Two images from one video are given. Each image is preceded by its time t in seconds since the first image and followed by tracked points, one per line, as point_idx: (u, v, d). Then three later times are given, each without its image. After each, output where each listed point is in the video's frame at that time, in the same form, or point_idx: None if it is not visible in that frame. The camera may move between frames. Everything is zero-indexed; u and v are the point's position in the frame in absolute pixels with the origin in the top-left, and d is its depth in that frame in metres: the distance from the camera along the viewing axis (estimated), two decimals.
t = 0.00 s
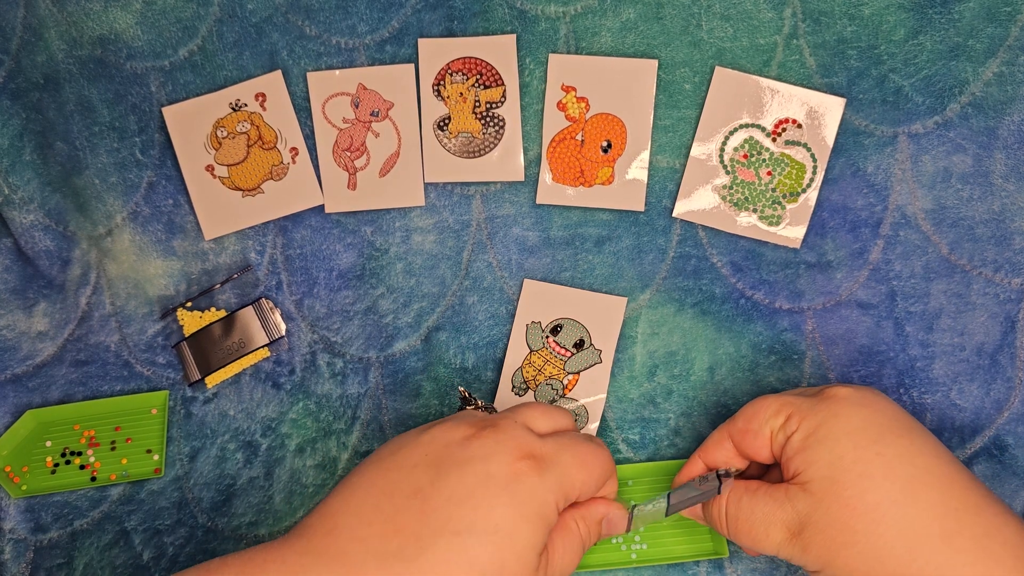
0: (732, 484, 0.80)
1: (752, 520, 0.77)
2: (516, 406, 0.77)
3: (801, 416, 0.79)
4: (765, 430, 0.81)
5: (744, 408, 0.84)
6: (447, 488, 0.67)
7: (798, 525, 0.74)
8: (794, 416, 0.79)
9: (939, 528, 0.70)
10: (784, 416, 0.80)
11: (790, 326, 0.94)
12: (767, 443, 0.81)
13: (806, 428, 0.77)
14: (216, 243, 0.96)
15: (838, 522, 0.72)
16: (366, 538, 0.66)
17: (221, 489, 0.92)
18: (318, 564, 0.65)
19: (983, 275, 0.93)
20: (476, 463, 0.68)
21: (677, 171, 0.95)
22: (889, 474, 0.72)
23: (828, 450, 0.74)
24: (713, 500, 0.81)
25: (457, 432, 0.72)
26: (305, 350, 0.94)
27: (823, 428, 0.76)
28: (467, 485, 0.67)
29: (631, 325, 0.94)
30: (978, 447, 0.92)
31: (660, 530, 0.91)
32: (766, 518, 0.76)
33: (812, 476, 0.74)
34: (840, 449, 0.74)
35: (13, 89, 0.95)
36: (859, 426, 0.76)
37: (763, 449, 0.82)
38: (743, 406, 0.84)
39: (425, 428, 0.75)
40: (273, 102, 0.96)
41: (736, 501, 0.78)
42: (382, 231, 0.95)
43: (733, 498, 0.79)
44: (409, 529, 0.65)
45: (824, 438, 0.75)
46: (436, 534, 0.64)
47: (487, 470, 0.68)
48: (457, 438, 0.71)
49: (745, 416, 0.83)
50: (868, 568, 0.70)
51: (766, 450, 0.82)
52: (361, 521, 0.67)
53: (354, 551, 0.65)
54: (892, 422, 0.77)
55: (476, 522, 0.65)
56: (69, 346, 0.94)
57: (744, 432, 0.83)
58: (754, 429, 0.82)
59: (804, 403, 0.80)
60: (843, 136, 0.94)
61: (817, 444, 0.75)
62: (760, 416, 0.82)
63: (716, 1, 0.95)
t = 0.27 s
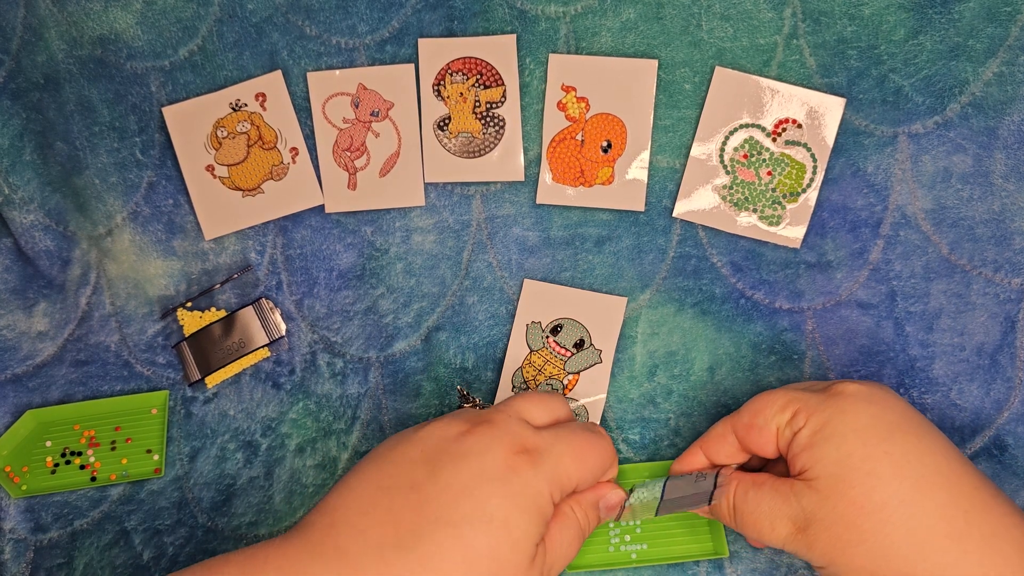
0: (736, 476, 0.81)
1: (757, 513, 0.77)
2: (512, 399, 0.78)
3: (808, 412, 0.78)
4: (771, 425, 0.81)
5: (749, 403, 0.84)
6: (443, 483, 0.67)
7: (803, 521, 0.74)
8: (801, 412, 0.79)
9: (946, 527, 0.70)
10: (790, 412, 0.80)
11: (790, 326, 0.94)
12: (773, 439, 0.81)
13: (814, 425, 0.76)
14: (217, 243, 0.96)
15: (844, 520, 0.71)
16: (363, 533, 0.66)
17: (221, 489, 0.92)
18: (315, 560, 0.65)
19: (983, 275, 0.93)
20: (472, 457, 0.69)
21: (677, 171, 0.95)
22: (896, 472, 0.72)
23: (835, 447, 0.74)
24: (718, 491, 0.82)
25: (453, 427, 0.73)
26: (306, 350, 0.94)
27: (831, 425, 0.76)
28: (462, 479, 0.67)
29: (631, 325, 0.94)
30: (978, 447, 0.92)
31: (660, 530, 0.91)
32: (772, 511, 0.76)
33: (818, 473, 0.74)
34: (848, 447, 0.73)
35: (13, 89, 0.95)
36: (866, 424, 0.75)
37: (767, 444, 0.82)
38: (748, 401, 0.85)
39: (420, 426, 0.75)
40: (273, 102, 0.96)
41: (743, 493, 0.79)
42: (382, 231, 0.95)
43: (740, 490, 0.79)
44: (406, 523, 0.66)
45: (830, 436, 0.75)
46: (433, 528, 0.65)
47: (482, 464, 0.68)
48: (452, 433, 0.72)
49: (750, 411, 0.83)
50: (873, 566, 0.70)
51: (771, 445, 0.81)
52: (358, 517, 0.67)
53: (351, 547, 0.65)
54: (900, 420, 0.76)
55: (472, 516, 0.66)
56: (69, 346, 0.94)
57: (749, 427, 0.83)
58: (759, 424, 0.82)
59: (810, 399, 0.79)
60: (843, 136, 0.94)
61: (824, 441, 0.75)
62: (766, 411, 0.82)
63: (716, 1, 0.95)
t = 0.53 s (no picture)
0: (741, 474, 0.80)
1: (763, 512, 0.77)
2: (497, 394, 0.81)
3: (809, 416, 0.78)
4: (772, 429, 0.81)
5: (750, 404, 0.84)
6: (424, 461, 0.70)
7: (808, 522, 0.74)
8: (803, 416, 0.79)
9: (951, 532, 0.70)
10: (792, 416, 0.80)
11: (790, 326, 0.94)
12: (773, 440, 0.81)
13: (814, 432, 0.77)
14: (216, 243, 0.96)
15: (849, 523, 0.71)
16: (350, 514, 0.69)
17: (221, 489, 0.92)
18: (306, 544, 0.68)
19: (983, 275, 0.93)
20: (451, 436, 0.72)
21: (676, 172, 0.95)
22: (901, 477, 0.72)
23: (839, 451, 0.74)
24: (722, 489, 0.81)
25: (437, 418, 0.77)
26: (305, 350, 0.94)
27: (834, 430, 0.76)
28: (443, 455, 0.70)
29: (631, 325, 0.94)
30: (978, 447, 0.92)
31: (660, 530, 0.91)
32: (776, 509, 0.76)
33: (822, 476, 0.74)
34: (851, 451, 0.74)
35: (13, 89, 0.95)
36: (868, 429, 0.75)
37: (767, 445, 0.81)
38: (748, 402, 0.84)
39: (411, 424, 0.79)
40: (273, 102, 0.96)
41: (749, 492, 0.78)
42: (382, 231, 0.95)
43: (746, 488, 0.78)
44: (390, 501, 0.68)
45: (832, 440, 0.75)
46: (416, 501, 0.67)
47: (462, 439, 0.71)
48: (435, 422, 0.76)
49: (750, 413, 0.83)
50: (878, 571, 0.70)
51: (771, 447, 0.81)
52: (346, 502, 0.70)
53: (340, 529, 0.68)
54: (902, 424, 0.76)
55: (452, 486, 0.68)
56: (69, 346, 0.94)
57: (750, 429, 0.83)
58: (759, 426, 0.82)
59: (810, 402, 0.79)
60: (843, 136, 0.94)
61: (829, 446, 0.75)
62: (768, 414, 0.81)
63: (716, 1, 0.95)
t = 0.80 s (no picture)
0: (752, 474, 0.79)
1: (775, 511, 0.76)
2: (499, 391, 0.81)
3: (820, 417, 0.78)
4: (780, 430, 0.80)
5: (758, 405, 0.84)
6: (424, 459, 0.70)
7: (820, 520, 0.73)
8: (813, 417, 0.79)
9: (965, 529, 0.70)
10: (801, 417, 0.80)
11: (790, 326, 0.94)
12: (782, 441, 0.80)
13: (826, 430, 0.77)
14: (217, 243, 0.96)
15: (862, 520, 0.71)
16: (350, 513, 0.69)
17: (221, 489, 0.92)
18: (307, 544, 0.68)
19: (983, 275, 0.93)
20: (451, 433, 0.72)
21: (676, 172, 0.95)
22: (913, 475, 0.72)
23: (850, 450, 0.74)
24: (733, 488, 0.80)
25: (438, 415, 0.76)
26: (305, 350, 0.94)
27: (845, 429, 0.76)
28: (442, 453, 0.70)
29: (631, 325, 0.94)
30: (978, 447, 0.92)
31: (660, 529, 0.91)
32: (789, 508, 0.75)
33: (835, 475, 0.74)
34: (863, 450, 0.74)
35: (13, 89, 0.95)
36: (879, 428, 0.75)
37: (776, 446, 0.81)
38: (756, 403, 0.84)
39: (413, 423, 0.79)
40: (273, 102, 0.96)
41: (762, 492, 0.78)
42: (382, 231, 0.95)
43: (758, 487, 0.78)
44: (390, 499, 0.68)
45: (844, 440, 0.75)
46: (415, 500, 0.67)
47: (462, 437, 0.71)
48: (436, 419, 0.75)
49: (758, 414, 0.83)
50: (891, 568, 0.70)
51: (781, 449, 0.81)
52: (346, 501, 0.70)
53: (341, 529, 0.68)
54: (912, 424, 0.77)
55: (451, 485, 0.67)
56: (69, 346, 0.94)
57: (759, 430, 0.82)
58: (767, 428, 0.81)
59: (819, 404, 0.79)
60: (843, 137, 0.94)
61: (840, 445, 0.75)
62: (777, 415, 0.81)
63: (716, 1, 0.95)
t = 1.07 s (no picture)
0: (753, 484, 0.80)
1: (775, 519, 0.77)
2: (501, 380, 0.77)
3: (823, 429, 0.78)
4: (783, 443, 0.80)
5: (758, 418, 0.82)
6: (422, 477, 0.69)
7: (821, 527, 0.74)
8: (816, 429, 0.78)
9: (964, 533, 0.71)
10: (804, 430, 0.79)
11: (789, 326, 0.94)
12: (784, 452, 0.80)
13: (829, 442, 0.76)
14: (217, 243, 0.96)
15: (862, 526, 0.72)
16: (349, 531, 0.69)
17: (221, 489, 0.92)
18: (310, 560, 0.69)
19: (983, 275, 0.93)
20: (451, 448, 0.69)
21: (677, 172, 0.95)
22: (913, 481, 0.72)
23: (851, 460, 0.74)
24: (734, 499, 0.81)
25: (437, 414, 0.73)
26: (305, 350, 0.94)
27: (847, 440, 0.76)
28: (441, 472, 0.69)
29: (631, 325, 0.94)
30: (978, 447, 0.92)
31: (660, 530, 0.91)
32: (789, 519, 0.76)
33: (836, 485, 0.74)
34: (863, 459, 0.74)
35: (13, 89, 0.95)
36: (879, 437, 0.75)
37: (778, 458, 0.80)
38: (754, 416, 0.83)
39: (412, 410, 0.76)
40: (273, 102, 0.96)
41: (762, 502, 0.78)
42: (382, 231, 0.95)
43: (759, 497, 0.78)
44: (389, 521, 0.68)
45: (844, 451, 0.75)
46: (414, 526, 0.67)
47: (461, 455, 0.69)
48: (434, 421, 0.72)
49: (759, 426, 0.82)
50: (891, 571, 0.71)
51: (781, 461, 0.81)
52: (344, 516, 0.70)
53: (341, 547, 0.69)
54: (911, 431, 0.77)
55: (451, 514, 0.67)
56: (69, 346, 0.94)
57: (760, 445, 0.81)
58: (770, 440, 0.80)
59: (820, 416, 0.78)
60: (843, 136, 0.94)
61: (841, 455, 0.75)
62: (780, 428, 0.80)
63: (716, 1, 0.95)
